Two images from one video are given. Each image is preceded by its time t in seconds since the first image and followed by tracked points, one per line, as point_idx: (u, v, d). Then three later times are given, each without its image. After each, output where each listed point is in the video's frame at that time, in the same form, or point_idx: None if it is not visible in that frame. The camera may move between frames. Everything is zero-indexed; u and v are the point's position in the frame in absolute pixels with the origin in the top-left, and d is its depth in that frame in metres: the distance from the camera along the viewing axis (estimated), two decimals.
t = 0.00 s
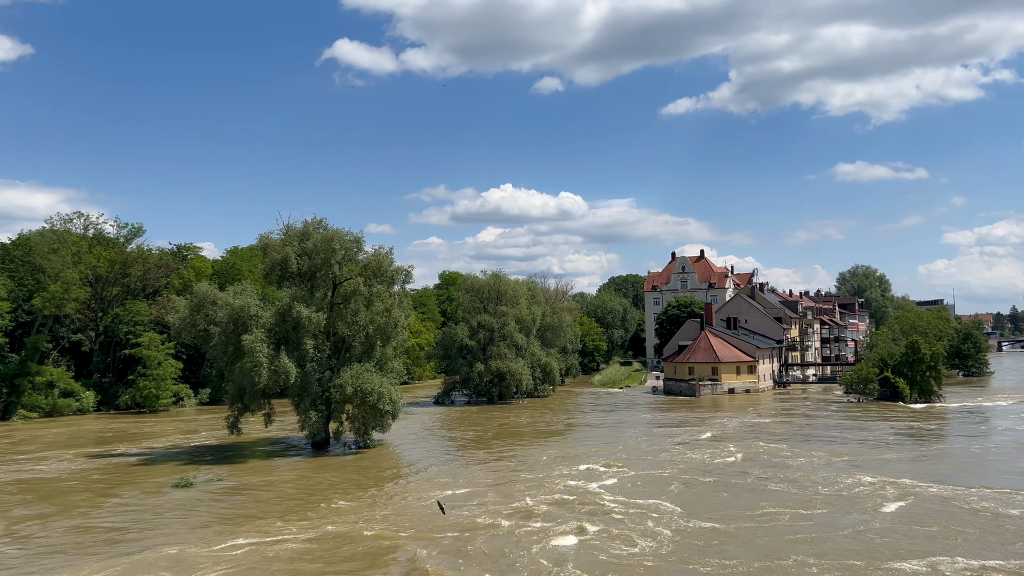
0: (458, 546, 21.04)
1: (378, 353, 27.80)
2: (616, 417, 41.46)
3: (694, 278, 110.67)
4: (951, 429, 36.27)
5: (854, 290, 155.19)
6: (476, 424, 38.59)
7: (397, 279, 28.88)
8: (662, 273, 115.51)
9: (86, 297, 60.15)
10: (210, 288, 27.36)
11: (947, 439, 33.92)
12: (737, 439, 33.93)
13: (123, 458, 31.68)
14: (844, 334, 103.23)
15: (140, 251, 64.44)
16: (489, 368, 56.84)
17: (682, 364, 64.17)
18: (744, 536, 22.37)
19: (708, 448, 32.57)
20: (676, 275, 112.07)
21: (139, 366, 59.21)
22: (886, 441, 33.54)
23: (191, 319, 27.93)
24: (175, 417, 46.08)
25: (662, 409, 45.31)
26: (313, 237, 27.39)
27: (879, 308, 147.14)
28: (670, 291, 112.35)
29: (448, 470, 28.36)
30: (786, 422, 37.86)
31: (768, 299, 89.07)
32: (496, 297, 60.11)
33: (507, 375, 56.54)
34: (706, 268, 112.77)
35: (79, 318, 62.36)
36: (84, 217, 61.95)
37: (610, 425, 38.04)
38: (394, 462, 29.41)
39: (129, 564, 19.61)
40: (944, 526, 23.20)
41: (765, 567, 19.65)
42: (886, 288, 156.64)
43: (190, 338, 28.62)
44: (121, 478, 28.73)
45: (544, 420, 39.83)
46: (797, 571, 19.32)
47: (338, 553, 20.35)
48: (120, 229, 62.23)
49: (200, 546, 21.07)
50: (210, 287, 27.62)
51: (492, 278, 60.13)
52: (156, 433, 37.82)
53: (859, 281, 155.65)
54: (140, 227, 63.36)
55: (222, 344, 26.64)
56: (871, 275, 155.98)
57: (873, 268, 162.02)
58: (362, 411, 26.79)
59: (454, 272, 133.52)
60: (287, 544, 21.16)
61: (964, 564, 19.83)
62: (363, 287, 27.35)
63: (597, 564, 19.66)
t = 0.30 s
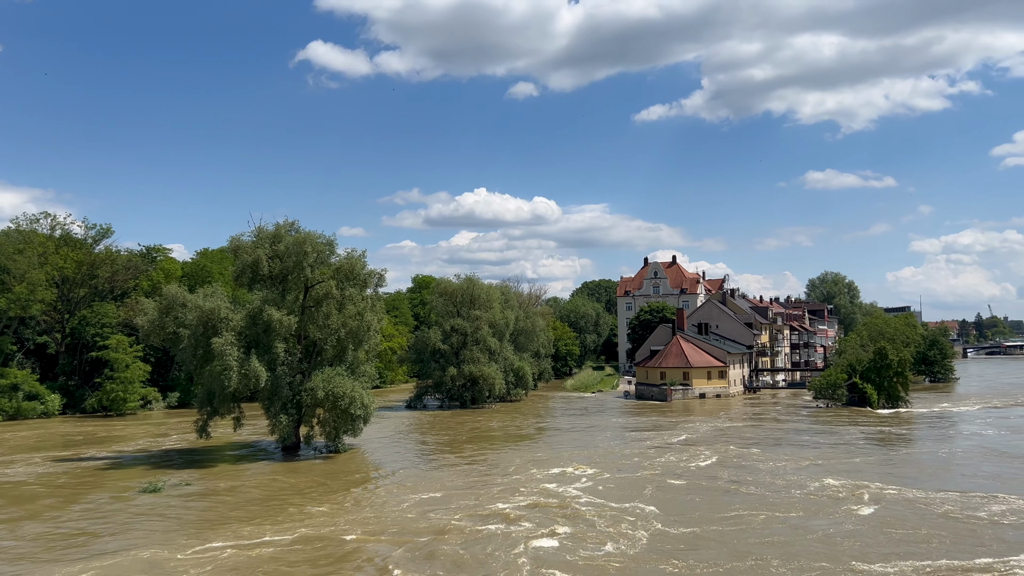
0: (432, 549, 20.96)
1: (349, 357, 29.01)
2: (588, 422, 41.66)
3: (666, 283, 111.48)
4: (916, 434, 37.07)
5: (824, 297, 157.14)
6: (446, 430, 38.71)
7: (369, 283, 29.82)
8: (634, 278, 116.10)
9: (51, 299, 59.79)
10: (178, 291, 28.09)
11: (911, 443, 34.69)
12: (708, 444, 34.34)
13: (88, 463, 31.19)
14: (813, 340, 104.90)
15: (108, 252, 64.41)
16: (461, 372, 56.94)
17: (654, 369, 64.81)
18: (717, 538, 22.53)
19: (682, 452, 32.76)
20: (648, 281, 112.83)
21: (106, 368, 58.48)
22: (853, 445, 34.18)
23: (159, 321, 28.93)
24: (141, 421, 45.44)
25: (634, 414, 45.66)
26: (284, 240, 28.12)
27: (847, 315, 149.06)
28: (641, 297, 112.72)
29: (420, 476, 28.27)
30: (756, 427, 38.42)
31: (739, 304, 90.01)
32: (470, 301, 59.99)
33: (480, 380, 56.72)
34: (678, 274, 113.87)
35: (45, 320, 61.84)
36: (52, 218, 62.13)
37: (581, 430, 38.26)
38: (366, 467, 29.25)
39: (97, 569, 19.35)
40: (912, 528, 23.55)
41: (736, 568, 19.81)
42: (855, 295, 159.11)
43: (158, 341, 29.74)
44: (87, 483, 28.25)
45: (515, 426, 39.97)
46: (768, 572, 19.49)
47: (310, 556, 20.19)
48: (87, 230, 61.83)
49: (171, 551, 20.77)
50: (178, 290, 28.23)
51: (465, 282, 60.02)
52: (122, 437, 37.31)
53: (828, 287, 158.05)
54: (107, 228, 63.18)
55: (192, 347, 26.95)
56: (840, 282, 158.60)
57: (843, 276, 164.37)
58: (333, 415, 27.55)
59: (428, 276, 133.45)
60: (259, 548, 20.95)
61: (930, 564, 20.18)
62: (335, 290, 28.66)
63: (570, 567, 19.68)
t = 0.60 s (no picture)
0: (410, 553, 20.91)
1: (324, 360, 30.40)
2: (564, 427, 41.80)
3: (642, 288, 112.03)
4: (886, 437, 37.71)
5: (797, 302, 158.86)
6: (420, 435, 38.69)
7: (345, 287, 31.51)
8: (610, 283, 116.41)
9: (19, 302, 59.72)
10: (150, 294, 29.50)
11: (882, 446, 35.29)
12: (684, 448, 34.65)
13: (57, 468, 30.80)
14: (786, 344, 105.89)
15: (79, 254, 64.60)
16: (438, 377, 56.98)
17: (629, 373, 64.95)
18: (692, 540, 22.78)
19: (658, 456, 32.94)
20: (624, 286, 113.10)
21: (76, 372, 57.89)
22: (826, 448, 34.67)
23: (132, 324, 30.04)
24: (111, 426, 44.87)
25: (610, 419, 45.87)
26: (259, 243, 29.74)
27: (821, 320, 150.63)
28: (618, 301, 113.13)
29: (397, 481, 28.22)
30: (731, 432, 38.84)
31: (715, 309, 90.91)
32: (446, 305, 60.10)
33: (456, 384, 56.79)
34: (654, 279, 114.61)
35: (14, 323, 61.35)
36: (23, 220, 62.62)
37: (557, 435, 38.38)
38: (342, 474, 29.17)
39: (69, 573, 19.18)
40: (885, 529, 23.88)
41: (711, 570, 19.99)
42: (829, 300, 160.95)
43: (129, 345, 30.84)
44: (59, 488, 27.90)
45: (491, 431, 40.05)
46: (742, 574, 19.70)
47: (288, 560, 20.13)
48: (58, 233, 61.70)
49: (145, 556, 20.54)
50: (149, 293, 29.44)
51: (442, 286, 60.17)
52: (92, 442, 36.87)
53: (801, 292, 159.80)
54: (78, 230, 63.04)
55: (165, 350, 28.12)
56: (813, 287, 160.59)
57: (816, 281, 165.95)
58: (308, 419, 28.67)
59: (406, 280, 133.24)
60: (235, 552, 20.82)
61: (903, 565, 20.45)
62: (311, 293, 30.09)
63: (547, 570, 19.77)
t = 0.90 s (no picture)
0: (389, 556, 20.89)
1: (301, 363, 30.81)
2: (542, 430, 41.90)
3: (620, 291, 112.45)
4: (860, 439, 38.22)
5: (774, 305, 160.10)
6: (395, 439, 38.64)
7: (322, 290, 31.96)
8: (589, 286, 116.80)
9: None
10: (125, 296, 30.06)
11: (855, 448, 35.79)
12: (661, 449, 34.90)
13: (28, 472, 30.43)
14: (764, 347, 106.68)
15: (53, 257, 63.13)
16: (416, 380, 56.88)
17: (608, 376, 65.15)
18: (669, 539, 23.03)
19: (637, 458, 33.04)
20: (602, 289, 113.53)
21: (49, 376, 57.42)
22: (800, 450, 35.05)
23: (106, 326, 30.17)
24: (82, 430, 44.32)
25: (588, 421, 46.03)
26: (235, 245, 30.02)
27: (797, 323, 151.83)
28: (596, 304, 113.49)
29: (375, 485, 28.13)
30: (708, 434, 39.16)
31: (692, 312, 91.52)
32: (424, 308, 60.41)
33: (434, 387, 56.68)
34: (632, 282, 115.12)
35: None
36: None
37: (534, 437, 38.51)
38: (319, 477, 29.03)
39: None
40: (861, 529, 24.15)
41: (687, 569, 20.22)
42: (805, 303, 162.42)
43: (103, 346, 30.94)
44: (32, 492, 27.56)
45: (467, 435, 40.05)
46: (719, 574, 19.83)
47: (265, 563, 20.11)
48: (30, 234, 60.18)
49: (121, 561, 20.32)
50: (124, 294, 29.65)
51: (421, 289, 60.25)
52: (64, 446, 36.42)
53: (778, 296, 161.10)
54: (53, 232, 61.90)
55: (139, 353, 28.21)
56: (789, 291, 162.10)
57: (793, 285, 167.27)
58: (285, 422, 29.17)
59: (384, 282, 132.64)
60: (212, 555, 20.75)
61: (877, 564, 20.70)
62: (288, 296, 30.44)
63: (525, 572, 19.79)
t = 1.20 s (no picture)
0: (369, 555, 20.94)
1: (279, 364, 31.01)
2: (520, 431, 41.96)
3: (600, 292, 112.88)
4: (836, 438, 38.70)
5: (751, 306, 161.27)
6: (372, 441, 38.60)
7: (300, 291, 32.17)
8: (568, 287, 117.08)
9: None
10: (100, 297, 30.04)
11: (831, 447, 36.25)
12: (639, 450, 35.13)
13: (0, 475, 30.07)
14: (742, 348, 107.54)
15: (25, 257, 63.65)
16: (395, 381, 56.79)
17: (587, 376, 65.32)
18: (647, 536, 23.26)
19: (617, 458, 33.15)
20: (582, 290, 113.88)
21: (22, 378, 56.73)
22: (776, 449, 35.43)
23: (80, 327, 30.09)
24: (54, 432, 43.75)
25: (567, 422, 46.18)
26: (213, 246, 30.14)
27: (774, 324, 153.11)
28: (576, 305, 113.76)
29: (354, 485, 28.16)
30: (686, 434, 39.46)
31: (671, 313, 92.08)
32: (404, 309, 60.32)
33: (414, 388, 56.61)
34: (612, 283, 115.58)
35: None
36: None
37: (512, 439, 38.60)
38: (297, 479, 28.88)
39: None
40: (836, 526, 24.40)
41: (665, 566, 20.44)
42: (782, 304, 163.90)
43: (78, 348, 30.81)
44: (5, 495, 27.25)
45: (444, 436, 40.08)
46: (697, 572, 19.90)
47: (243, 563, 20.08)
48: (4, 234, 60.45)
49: (96, 563, 20.13)
50: (99, 296, 29.64)
51: (400, 290, 60.26)
52: (35, 449, 35.96)
53: (755, 297, 162.34)
54: (27, 233, 62.10)
55: (115, 355, 28.13)
56: (767, 292, 163.50)
57: (771, 286, 168.53)
58: (263, 424, 29.44)
59: (363, 283, 132.00)
60: (191, 556, 20.68)
61: (853, 561, 20.86)
62: (266, 297, 30.59)
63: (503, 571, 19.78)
